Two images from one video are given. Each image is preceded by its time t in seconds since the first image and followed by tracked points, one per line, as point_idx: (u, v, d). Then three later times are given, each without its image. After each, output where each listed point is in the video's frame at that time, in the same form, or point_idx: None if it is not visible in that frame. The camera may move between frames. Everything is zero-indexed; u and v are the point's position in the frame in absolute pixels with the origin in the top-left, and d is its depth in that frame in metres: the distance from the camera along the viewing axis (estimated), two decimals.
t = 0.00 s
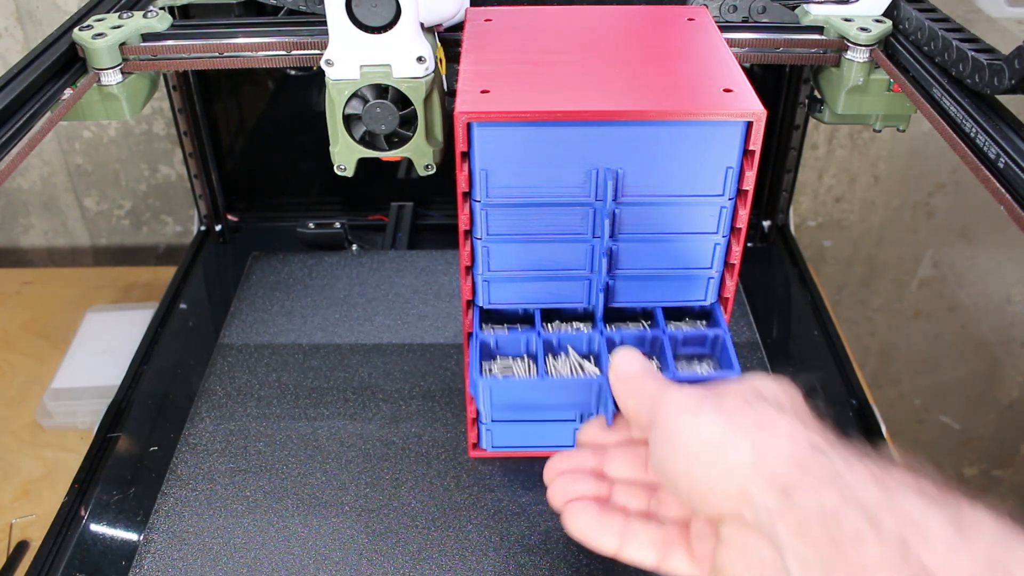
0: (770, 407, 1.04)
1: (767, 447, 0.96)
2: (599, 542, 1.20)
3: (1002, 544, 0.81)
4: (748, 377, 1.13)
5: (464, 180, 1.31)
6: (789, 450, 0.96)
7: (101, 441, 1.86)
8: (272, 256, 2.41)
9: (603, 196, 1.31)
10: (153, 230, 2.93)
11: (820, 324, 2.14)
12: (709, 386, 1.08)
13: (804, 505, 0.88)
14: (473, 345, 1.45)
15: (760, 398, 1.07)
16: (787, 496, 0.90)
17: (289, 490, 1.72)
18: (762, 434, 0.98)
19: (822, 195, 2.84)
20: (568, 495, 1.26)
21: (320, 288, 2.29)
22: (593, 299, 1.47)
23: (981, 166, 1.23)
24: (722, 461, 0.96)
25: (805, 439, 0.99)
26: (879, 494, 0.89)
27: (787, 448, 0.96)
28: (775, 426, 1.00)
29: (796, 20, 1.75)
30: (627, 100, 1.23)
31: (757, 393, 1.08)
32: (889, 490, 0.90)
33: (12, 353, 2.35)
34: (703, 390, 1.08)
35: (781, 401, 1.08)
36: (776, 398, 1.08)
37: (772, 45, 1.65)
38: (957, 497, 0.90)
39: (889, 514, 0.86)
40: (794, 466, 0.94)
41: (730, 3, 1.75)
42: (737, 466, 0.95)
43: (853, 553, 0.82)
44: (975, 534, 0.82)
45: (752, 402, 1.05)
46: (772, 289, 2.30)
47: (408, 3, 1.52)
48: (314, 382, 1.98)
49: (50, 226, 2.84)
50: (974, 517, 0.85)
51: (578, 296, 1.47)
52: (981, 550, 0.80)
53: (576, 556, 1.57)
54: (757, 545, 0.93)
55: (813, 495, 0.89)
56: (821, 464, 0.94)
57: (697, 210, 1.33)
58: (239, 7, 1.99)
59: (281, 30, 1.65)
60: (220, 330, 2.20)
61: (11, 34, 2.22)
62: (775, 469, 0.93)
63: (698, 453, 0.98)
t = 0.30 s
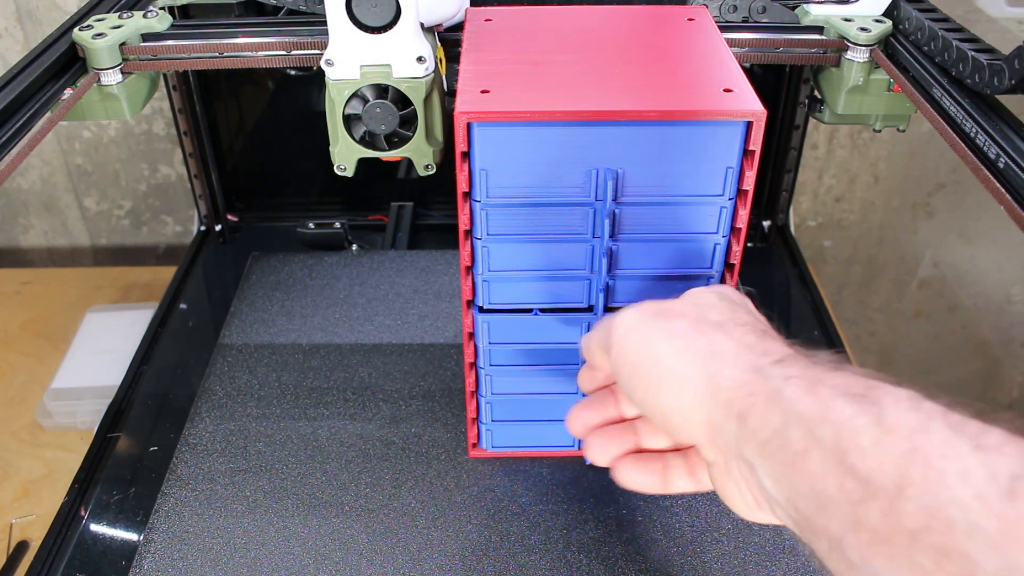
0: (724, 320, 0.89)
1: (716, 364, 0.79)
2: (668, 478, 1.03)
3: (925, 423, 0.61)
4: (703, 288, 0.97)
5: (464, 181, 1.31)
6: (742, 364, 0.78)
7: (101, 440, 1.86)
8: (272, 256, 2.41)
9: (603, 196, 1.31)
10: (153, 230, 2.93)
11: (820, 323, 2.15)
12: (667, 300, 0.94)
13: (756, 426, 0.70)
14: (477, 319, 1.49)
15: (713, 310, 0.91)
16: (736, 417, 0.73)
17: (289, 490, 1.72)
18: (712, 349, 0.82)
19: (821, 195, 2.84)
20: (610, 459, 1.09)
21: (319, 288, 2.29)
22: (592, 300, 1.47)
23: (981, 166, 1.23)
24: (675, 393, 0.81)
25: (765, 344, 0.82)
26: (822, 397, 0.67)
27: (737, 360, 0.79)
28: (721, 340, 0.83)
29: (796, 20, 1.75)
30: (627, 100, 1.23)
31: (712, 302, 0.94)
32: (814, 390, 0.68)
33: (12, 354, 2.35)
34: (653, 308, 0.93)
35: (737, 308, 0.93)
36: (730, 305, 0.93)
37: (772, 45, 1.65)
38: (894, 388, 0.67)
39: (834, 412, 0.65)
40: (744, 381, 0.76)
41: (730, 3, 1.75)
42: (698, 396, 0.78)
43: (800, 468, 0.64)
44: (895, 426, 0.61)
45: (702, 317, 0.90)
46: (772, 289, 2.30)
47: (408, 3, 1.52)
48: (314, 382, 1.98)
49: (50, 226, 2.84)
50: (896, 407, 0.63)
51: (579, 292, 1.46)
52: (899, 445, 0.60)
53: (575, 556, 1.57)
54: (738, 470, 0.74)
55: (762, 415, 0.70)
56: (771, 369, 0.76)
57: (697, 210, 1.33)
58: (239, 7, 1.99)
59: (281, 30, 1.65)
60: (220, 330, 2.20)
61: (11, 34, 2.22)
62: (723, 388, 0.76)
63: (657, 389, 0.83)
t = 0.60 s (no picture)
0: (687, 352, 1.03)
1: (679, 407, 0.94)
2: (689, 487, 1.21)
3: (877, 459, 0.71)
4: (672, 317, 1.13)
5: (464, 180, 1.31)
6: (700, 400, 0.93)
7: (101, 440, 1.85)
8: (272, 256, 2.41)
9: (603, 196, 1.31)
10: (153, 230, 2.93)
11: (820, 324, 2.15)
12: (635, 339, 1.10)
13: (724, 464, 0.82)
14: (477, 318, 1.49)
15: (676, 340, 1.06)
16: (706, 458, 0.85)
17: (289, 490, 1.72)
18: (675, 393, 0.95)
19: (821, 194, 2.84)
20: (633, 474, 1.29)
21: (320, 288, 2.29)
22: (592, 301, 1.47)
23: (981, 166, 1.23)
24: (650, 432, 0.97)
25: (726, 372, 0.96)
26: (778, 436, 0.79)
27: (695, 399, 0.93)
28: (683, 379, 0.97)
29: (796, 20, 1.75)
30: (627, 100, 1.23)
31: (679, 334, 1.08)
32: (771, 430, 0.80)
33: (12, 354, 2.35)
34: (622, 346, 1.09)
35: (705, 335, 1.07)
36: (699, 334, 1.07)
37: (772, 45, 1.65)
38: (845, 418, 0.78)
39: (793, 450, 0.76)
40: (703, 426, 0.89)
41: (730, 3, 1.75)
42: (671, 434, 0.93)
43: (769, 504, 0.75)
44: (849, 465, 0.71)
45: (666, 355, 1.04)
46: (772, 289, 2.30)
47: (408, 3, 1.52)
48: (314, 382, 1.98)
49: (50, 226, 2.85)
50: (851, 444, 0.74)
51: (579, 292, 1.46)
52: (855, 483, 0.70)
53: (574, 557, 1.57)
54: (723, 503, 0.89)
55: (728, 455, 0.82)
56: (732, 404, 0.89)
57: (697, 210, 1.33)
58: (239, 7, 1.99)
59: (281, 30, 1.65)
60: (220, 330, 2.20)
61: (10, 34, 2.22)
62: (688, 431, 0.90)
63: (635, 430, 0.99)
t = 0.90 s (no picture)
0: (670, 391, 0.96)
1: (658, 472, 0.91)
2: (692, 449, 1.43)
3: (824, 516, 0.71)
4: (664, 334, 1.05)
5: (464, 181, 1.31)
6: (672, 464, 0.89)
7: (101, 440, 1.86)
8: (272, 256, 2.41)
9: (603, 196, 1.31)
10: (152, 230, 2.93)
11: (821, 324, 2.15)
12: (626, 381, 1.05)
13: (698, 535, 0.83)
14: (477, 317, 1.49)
15: (659, 384, 0.98)
16: (681, 527, 0.85)
17: (289, 490, 1.72)
18: (652, 456, 0.92)
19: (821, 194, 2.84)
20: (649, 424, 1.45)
21: (320, 288, 2.29)
22: (592, 300, 1.47)
23: (981, 166, 1.23)
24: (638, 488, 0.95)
25: (705, 420, 0.91)
26: (737, 503, 0.77)
27: (668, 464, 0.90)
28: (660, 433, 0.93)
29: (796, 20, 1.75)
30: (628, 100, 1.23)
31: (670, 362, 1.00)
32: (732, 496, 0.78)
33: (13, 354, 2.35)
34: (607, 397, 1.04)
35: (694, 362, 0.98)
36: (689, 360, 0.98)
37: (772, 45, 1.65)
38: (800, 479, 0.76)
39: (751, 518, 0.75)
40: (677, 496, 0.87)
41: (730, 3, 1.75)
42: (652, 498, 0.92)
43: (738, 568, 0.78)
44: (804, 527, 0.71)
45: (647, 399, 0.98)
46: (772, 289, 2.30)
47: (408, 3, 1.52)
48: (314, 382, 1.98)
49: (50, 225, 2.85)
50: (805, 507, 0.72)
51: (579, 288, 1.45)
52: (806, 544, 0.71)
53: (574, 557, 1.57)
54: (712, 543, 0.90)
55: (698, 525, 0.83)
56: (699, 473, 0.85)
57: (697, 210, 1.33)
58: (239, 7, 1.99)
59: (281, 30, 1.64)
60: (220, 330, 2.20)
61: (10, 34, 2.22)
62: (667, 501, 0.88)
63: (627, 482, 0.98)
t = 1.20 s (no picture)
0: (651, 405, 1.08)
1: (633, 482, 1.03)
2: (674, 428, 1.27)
3: (789, 522, 0.76)
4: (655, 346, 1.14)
5: (464, 180, 1.31)
6: (645, 479, 1.02)
7: (101, 440, 1.86)
8: (272, 256, 2.41)
9: (603, 196, 1.31)
10: (152, 230, 2.93)
11: (820, 324, 2.15)
12: (616, 393, 1.18)
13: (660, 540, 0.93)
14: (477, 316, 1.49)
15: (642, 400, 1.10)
16: (652, 533, 0.94)
17: (289, 490, 1.72)
18: (628, 467, 1.05)
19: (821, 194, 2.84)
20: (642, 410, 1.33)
21: (319, 288, 2.29)
22: (592, 301, 1.47)
23: (981, 166, 1.23)
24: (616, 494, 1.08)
25: (681, 436, 1.01)
26: (705, 511, 0.84)
27: (641, 476, 1.02)
28: (639, 446, 1.05)
29: (796, 20, 1.75)
30: (628, 100, 1.23)
31: (657, 374, 1.10)
32: (700, 503, 0.86)
33: (13, 353, 2.35)
34: (597, 410, 1.19)
35: (679, 375, 1.08)
36: (675, 375, 1.08)
37: (772, 45, 1.65)
38: (766, 491, 0.82)
39: (716, 524, 0.81)
40: (645, 503, 0.99)
41: (730, 3, 1.75)
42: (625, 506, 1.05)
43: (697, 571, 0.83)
44: (764, 532, 0.76)
45: (631, 412, 1.11)
46: (772, 289, 2.30)
47: (408, 3, 1.53)
48: (314, 382, 1.98)
49: (50, 225, 2.85)
50: (768, 514, 0.78)
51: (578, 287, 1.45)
52: (766, 548, 0.75)
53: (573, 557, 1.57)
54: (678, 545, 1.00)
55: (666, 532, 0.90)
56: (666, 485, 0.97)
57: (697, 210, 1.33)
58: (239, 8, 1.99)
59: (281, 30, 1.64)
60: (220, 331, 2.20)
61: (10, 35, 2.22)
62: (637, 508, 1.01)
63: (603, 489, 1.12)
